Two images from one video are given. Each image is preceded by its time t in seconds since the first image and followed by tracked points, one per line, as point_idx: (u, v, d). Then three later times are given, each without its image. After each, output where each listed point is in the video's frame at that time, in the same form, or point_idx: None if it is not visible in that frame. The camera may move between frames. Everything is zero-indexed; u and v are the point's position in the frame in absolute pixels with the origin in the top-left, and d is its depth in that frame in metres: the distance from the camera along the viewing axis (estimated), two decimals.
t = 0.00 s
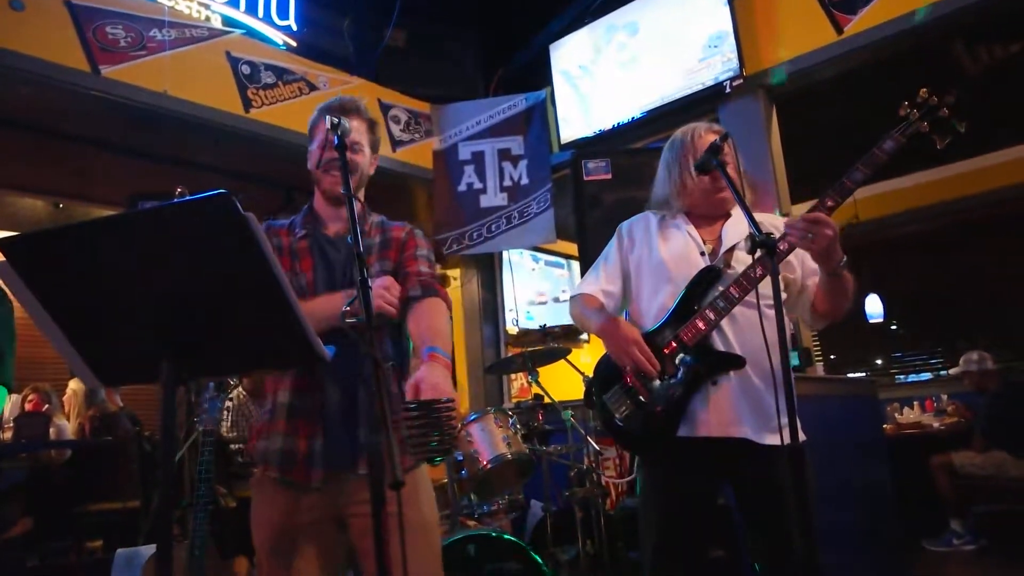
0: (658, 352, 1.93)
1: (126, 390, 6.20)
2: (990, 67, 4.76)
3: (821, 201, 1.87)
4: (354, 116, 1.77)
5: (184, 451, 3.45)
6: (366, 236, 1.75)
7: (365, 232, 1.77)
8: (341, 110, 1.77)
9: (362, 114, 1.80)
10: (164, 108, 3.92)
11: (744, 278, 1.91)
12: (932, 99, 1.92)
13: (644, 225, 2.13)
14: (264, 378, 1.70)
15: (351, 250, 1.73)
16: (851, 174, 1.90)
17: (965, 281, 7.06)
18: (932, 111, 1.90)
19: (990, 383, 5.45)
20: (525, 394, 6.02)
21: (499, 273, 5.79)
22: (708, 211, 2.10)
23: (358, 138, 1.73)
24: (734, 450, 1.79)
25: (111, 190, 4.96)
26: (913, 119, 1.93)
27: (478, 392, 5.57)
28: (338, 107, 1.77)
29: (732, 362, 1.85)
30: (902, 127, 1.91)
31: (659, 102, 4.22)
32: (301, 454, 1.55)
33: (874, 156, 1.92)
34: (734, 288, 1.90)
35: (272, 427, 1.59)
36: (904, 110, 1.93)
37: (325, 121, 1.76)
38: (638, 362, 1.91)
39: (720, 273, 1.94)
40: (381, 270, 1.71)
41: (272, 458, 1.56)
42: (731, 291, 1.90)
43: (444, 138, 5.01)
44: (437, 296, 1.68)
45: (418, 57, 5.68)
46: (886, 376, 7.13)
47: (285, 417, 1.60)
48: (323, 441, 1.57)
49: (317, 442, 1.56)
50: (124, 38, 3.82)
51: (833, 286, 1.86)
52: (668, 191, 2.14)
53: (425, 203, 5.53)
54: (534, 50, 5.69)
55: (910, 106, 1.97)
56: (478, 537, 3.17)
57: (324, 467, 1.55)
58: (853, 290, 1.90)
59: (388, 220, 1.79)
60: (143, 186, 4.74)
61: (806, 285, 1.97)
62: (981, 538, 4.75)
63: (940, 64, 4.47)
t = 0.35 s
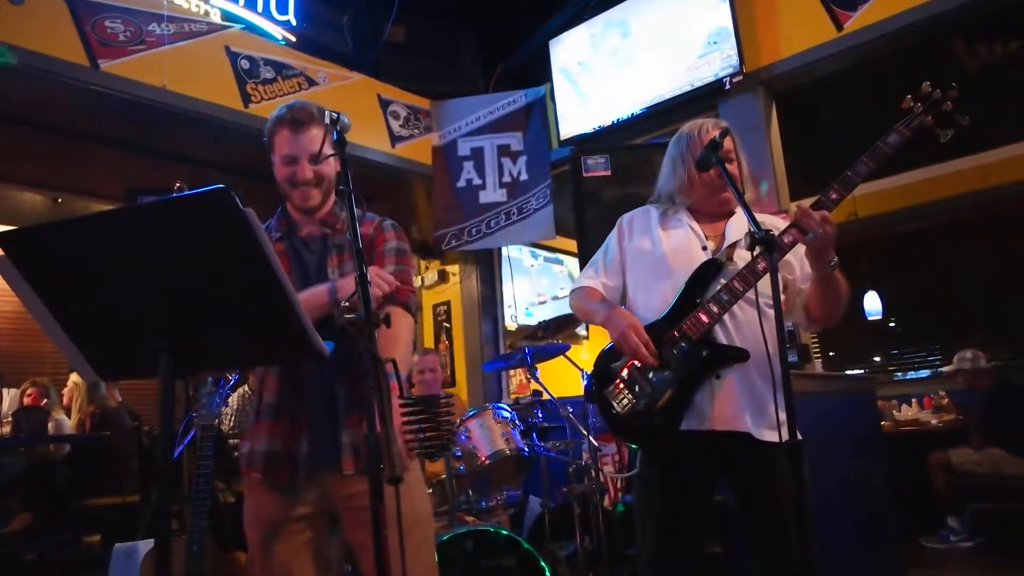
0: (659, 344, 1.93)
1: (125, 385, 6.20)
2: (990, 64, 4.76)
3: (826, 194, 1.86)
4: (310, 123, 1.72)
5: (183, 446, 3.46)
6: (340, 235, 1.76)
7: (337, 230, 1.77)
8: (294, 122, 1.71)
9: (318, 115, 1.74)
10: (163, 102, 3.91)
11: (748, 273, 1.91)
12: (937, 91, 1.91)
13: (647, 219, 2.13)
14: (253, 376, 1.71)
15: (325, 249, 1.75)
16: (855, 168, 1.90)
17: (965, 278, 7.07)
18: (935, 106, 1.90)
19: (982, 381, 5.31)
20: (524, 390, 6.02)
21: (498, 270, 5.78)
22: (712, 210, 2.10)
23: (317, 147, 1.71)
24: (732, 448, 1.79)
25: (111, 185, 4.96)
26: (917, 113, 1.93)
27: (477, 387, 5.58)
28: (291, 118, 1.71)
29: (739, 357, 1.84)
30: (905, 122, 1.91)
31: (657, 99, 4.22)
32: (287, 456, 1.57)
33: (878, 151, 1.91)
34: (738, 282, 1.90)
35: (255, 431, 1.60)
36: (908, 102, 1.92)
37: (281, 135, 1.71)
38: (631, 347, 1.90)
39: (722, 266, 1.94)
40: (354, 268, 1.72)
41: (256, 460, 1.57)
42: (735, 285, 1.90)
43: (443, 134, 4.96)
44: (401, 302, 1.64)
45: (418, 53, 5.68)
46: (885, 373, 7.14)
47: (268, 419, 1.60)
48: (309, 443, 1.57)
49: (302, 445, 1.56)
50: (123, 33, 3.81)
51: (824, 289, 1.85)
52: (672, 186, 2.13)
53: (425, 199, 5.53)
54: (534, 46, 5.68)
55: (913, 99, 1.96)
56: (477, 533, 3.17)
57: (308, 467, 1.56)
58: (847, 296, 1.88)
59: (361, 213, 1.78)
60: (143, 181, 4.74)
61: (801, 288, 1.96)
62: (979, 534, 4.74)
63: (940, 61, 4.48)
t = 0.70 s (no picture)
0: (654, 336, 1.94)
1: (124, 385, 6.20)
2: (990, 64, 4.76)
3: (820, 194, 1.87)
4: (311, 114, 1.75)
5: (182, 447, 3.45)
6: (331, 229, 1.76)
7: (329, 225, 1.76)
8: (297, 111, 1.75)
9: (319, 110, 1.77)
10: (163, 102, 3.91)
11: (743, 272, 1.91)
12: (931, 93, 1.91)
13: (645, 216, 2.13)
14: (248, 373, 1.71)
15: (316, 242, 1.75)
16: (850, 168, 1.90)
17: (964, 278, 7.07)
18: (930, 106, 1.90)
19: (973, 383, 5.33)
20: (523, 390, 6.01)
21: (498, 271, 5.77)
22: (710, 208, 2.10)
23: (316, 136, 1.73)
24: (730, 445, 1.79)
25: (110, 184, 4.95)
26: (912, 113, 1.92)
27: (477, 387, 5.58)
28: (294, 108, 1.74)
29: (731, 357, 1.85)
30: (899, 123, 1.91)
31: (657, 99, 4.22)
32: (276, 445, 1.56)
33: (872, 151, 1.91)
34: (733, 282, 1.90)
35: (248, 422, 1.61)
36: (904, 103, 1.92)
37: (283, 123, 1.74)
38: (628, 341, 1.91)
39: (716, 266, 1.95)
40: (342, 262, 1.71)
41: (248, 448, 1.57)
42: (728, 284, 1.90)
43: (444, 134, 4.96)
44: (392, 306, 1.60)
45: (418, 53, 5.68)
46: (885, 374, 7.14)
47: (258, 411, 1.61)
48: (298, 433, 1.57)
49: (292, 435, 1.57)
50: (123, 32, 3.81)
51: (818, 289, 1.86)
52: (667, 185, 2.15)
53: (425, 198, 5.53)
54: (534, 46, 5.68)
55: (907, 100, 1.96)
56: (477, 533, 3.16)
57: (297, 455, 1.56)
58: (842, 298, 1.90)
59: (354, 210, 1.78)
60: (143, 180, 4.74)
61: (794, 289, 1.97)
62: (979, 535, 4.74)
63: (940, 61, 4.48)
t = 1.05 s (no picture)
0: (656, 344, 1.94)
1: (123, 387, 6.19)
2: (989, 66, 4.76)
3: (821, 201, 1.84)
4: (302, 121, 1.72)
5: (181, 449, 3.45)
6: (331, 232, 1.75)
7: (329, 227, 1.77)
8: (286, 120, 1.70)
9: (309, 115, 1.73)
10: (163, 104, 3.91)
11: (744, 275, 1.92)
12: (936, 97, 1.92)
13: (648, 216, 2.13)
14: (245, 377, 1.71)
15: (317, 246, 1.75)
16: (853, 173, 1.91)
17: (964, 280, 7.07)
18: (935, 111, 1.92)
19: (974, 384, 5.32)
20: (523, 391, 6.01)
21: (497, 272, 5.80)
22: (712, 210, 2.10)
23: (309, 144, 1.71)
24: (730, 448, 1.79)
25: (109, 186, 4.95)
26: (917, 117, 1.94)
27: (477, 388, 5.58)
28: (282, 116, 1.70)
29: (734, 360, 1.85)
30: (905, 126, 1.92)
31: (656, 101, 4.23)
32: (271, 460, 1.56)
33: (876, 154, 1.92)
34: (734, 285, 1.91)
35: (244, 436, 1.60)
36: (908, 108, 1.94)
37: (273, 132, 1.71)
38: (626, 343, 1.91)
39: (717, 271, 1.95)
40: (346, 267, 1.71)
41: (243, 463, 1.56)
42: (731, 287, 1.91)
43: (443, 136, 5.00)
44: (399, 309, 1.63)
45: (418, 55, 5.68)
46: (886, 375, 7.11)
47: (251, 426, 1.60)
48: (291, 450, 1.58)
49: (286, 448, 1.57)
50: (123, 34, 3.81)
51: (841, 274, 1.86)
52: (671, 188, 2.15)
53: (424, 200, 5.53)
54: (533, 48, 5.69)
55: (914, 105, 1.98)
56: (477, 534, 3.16)
57: (292, 472, 1.56)
58: (859, 280, 1.92)
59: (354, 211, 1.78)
60: (143, 182, 4.74)
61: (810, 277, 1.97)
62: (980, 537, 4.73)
63: (939, 63, 4.48)
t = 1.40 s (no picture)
0: (660, 342, 1.93)
1: (124, 386, 6.19)
2: (991, 68, 4.76)
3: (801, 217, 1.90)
4: (318, 114, 1.76)
5: (182, 449, 3.45)
6: (337, 230, 1.76)
7: (334, 225, 1.77)
8: (305, 110, 1.75)
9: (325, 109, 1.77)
10: (164, 104, 3.92)
11: (745, 275, 1.92)
12: (932, 94, 1.95)
13: (648, 217, 2.14)
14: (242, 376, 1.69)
15: (322, 243, 1.74)
16: (852, 168, 1.90)
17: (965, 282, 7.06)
18: (932, 106, 1.93)
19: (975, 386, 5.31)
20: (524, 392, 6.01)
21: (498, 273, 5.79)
22: (711, 211, 2.10)
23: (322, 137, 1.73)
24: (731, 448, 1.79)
25: (110, 186, 4.95)
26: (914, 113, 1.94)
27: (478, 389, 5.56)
28: (301, 106, 1.74)
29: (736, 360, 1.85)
30: (903, 122, 1.92)
31: (658, 101, 4.23)
32: (277, 456, 1.55)
33: (876, 151, 1.91)
34: (736, 284, 1.91)
35: (244, 435, 1.60)
36: (905, 104, 1.94)
37: (289, 122, 1.74)
38: (628, 338, 1.91)
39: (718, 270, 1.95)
40: (352, 267, 1.71)
41: (247, 462, 1.56)
42: (732, 286, 1.91)
43: (444, 136, 4.97)
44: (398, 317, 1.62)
45: (419, 55, 5.68)
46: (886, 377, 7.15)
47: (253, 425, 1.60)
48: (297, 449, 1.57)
49: (291, 447, 1.56)
50: (124, 35, 3.82)
51: (845, 269, 1.85)
52: (668, 189, 2.15)
53: (425, 201, 5.54)
54: (534, 49, 5.69)
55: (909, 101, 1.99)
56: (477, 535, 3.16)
57: (298, 468, 1.56)
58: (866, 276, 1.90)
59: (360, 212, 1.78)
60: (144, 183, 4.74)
61: (812, 275, 1.97)
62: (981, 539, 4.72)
63: (940, 65, 4.48)
